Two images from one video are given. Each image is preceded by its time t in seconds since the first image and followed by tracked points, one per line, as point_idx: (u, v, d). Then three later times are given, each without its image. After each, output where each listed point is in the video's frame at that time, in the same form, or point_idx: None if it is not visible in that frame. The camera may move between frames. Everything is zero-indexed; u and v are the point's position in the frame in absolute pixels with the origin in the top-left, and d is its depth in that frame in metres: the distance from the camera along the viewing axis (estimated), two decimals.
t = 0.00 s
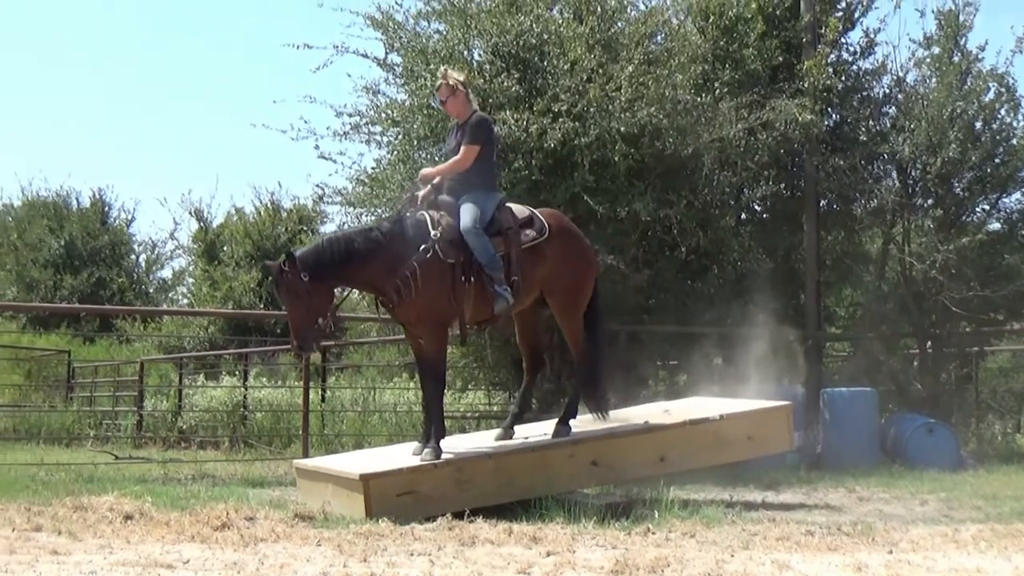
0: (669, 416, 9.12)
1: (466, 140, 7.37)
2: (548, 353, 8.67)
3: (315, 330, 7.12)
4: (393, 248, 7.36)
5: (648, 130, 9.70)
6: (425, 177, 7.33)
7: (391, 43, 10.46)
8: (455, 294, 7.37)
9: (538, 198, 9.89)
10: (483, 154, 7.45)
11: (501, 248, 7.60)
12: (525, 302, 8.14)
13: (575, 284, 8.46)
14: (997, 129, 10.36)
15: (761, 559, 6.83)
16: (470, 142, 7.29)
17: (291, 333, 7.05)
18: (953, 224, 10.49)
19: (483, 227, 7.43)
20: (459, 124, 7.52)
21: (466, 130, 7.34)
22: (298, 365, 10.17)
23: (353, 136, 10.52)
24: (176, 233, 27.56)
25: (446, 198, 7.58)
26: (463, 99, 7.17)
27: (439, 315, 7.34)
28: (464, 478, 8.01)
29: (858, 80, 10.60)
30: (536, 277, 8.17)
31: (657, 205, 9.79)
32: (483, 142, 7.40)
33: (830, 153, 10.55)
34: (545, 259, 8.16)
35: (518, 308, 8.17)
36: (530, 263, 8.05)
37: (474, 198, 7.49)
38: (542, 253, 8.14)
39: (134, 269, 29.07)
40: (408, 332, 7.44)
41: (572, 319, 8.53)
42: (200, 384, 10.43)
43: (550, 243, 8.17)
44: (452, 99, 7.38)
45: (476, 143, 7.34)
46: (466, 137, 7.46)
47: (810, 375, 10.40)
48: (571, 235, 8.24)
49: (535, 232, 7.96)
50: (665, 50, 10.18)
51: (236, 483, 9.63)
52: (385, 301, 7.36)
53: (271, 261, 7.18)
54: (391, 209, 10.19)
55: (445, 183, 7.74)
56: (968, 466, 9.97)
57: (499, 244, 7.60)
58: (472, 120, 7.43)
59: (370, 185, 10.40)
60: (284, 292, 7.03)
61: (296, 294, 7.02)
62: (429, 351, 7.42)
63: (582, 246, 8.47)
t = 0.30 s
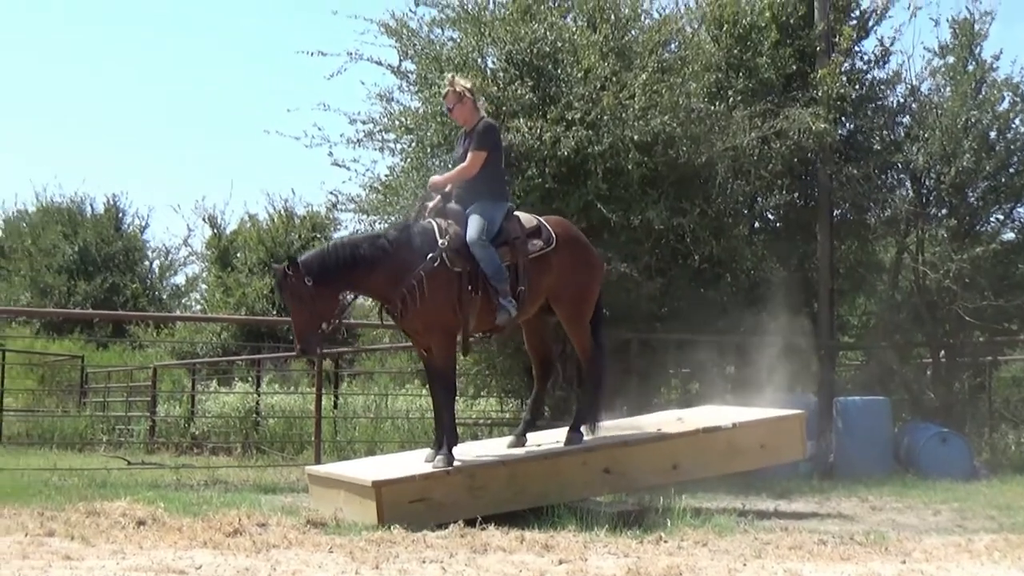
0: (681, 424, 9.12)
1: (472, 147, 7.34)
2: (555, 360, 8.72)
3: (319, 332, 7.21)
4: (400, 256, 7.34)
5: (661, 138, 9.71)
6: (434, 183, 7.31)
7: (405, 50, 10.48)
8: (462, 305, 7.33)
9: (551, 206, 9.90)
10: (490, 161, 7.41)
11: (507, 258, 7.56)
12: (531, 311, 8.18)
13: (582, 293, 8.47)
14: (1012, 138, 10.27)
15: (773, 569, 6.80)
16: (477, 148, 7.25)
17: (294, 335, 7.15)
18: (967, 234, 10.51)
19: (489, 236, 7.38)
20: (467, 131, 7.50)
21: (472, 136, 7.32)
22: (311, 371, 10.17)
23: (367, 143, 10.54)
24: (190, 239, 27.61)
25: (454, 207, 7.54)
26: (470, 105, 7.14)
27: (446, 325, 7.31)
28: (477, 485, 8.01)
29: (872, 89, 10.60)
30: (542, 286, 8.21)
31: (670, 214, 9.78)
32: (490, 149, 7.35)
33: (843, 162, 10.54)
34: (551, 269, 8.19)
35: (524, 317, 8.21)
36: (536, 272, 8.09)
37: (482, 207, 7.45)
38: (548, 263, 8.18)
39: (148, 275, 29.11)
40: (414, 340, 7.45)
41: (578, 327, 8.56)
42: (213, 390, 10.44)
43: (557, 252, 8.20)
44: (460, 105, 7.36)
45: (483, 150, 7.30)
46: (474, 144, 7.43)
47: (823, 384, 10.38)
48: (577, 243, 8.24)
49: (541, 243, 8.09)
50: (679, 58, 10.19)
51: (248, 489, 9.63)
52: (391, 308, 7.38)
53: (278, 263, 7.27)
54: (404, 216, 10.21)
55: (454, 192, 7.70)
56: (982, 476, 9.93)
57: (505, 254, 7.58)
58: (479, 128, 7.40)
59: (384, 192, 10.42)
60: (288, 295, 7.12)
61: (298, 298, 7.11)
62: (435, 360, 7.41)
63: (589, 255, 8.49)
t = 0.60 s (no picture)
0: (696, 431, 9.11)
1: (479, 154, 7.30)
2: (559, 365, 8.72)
3: (327, 346, 7.11)
4: (407, 265, 7.28)
5: (676, 144, 9.70)
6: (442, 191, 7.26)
7: (421, 56, 10.60)
8: (471, 310, 7.32)
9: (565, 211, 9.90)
10: (496, 167, 7.38)
11: (514, 264, 7.54)
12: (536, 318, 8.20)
13: (587, 299, 8.49)
14: None
15: None
16: (485, 155, 7.22)
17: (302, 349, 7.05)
18: (982, 241, 10.49)
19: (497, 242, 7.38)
20: (472, 137, 7.46)
21: (478, 144, 7.27)
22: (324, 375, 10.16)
23: (381, 149, 10.57)
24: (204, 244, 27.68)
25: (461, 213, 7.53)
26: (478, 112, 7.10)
27: (457, 330, 7.30)
28: (491, 491, 8.01)
29: (888, 96, 10.55)
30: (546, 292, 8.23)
31: (684, 220, 9.79)
32: (496, 155, 7.32)
33: (858, 169, 10.39)
34: (556, 275, 8.21)
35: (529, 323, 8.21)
36: (543, 279, 8.11)
37: (489, 213, 7.44)
38: (554, 269, 8.20)
39: (162, 279, 29.18)
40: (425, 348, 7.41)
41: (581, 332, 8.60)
42: (227, 395, 10.46)
43: (563, 258, 8.24)
44: (466, 111, 7.31)
45: (490, 157, 7.27)
46: (481, 150, 7.41)
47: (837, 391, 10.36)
48: (584, 250, 8.27)
49: (548, 248, 8.04)
50: (694, 64, 10.24)
51: (262, 494, 9.63)
52: (400, 318, 7.31)
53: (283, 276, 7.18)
54: (419, 222, 10.23)
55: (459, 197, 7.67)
56: (997, 485, 9.90)
57: (512, 260, 7.55)
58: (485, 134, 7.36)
59: (398, 198, 10.46)
60: (294, 309, 7.02)
61: (305, 312, 7.01)
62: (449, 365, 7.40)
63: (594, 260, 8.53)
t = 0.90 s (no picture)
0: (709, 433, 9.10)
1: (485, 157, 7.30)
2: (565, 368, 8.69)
3: (337, 358, 7.06)
4: (412, 272, 7.25)
5: (689, 147, 9.71)
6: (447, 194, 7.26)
7: (434, 59, 10.64)
8: (478, 312, 7.31)
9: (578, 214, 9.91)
10: (503, 170, 7.37)
11: (521, 267, 7.53)
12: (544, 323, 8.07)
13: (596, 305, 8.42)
14: None
15: None
16: (489, 158, 7.20)
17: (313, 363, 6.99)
18: (996, 245, 10.47)
19: (502, 246, 7.37)
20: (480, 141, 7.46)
21: (484, 147, 7.27)
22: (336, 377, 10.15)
23: (395, 151, 10.60)
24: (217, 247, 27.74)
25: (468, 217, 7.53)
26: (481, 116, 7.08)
27: (465, 331, 7.29)
28: (504, 493, 8.01)
29: (901, 99, 10.51)
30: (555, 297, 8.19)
31: (697, 222, 9.81)
32: (502, 157, 7.31)
33: (871, 172, 10.39)
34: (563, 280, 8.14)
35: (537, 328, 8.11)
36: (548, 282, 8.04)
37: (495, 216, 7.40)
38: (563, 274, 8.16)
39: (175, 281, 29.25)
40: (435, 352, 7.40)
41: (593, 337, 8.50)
42: (240, 397, 10.48)
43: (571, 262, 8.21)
44: (471, 114, 7.30)
45: (495, 160, 7.24)
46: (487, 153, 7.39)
47: (850, 395, 10.35)
48: (591, 253, 8.21)
49: (555, 252, 7.98)
50: (707, 67, 10.24)
51: (275, 496, 9.65)
52: (407, 325, 7.29)
53: (289, 292, 7.11)
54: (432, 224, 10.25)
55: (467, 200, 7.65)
56: (1011, 488, 9.88)
57: (518, 263, 7.54)
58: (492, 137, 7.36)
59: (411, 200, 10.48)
60: (303, 324, 6.96)
61: (315, 325, 6.95)
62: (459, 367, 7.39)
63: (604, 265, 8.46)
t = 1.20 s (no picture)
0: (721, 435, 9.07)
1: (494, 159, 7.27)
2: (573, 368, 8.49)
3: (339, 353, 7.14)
4: (419, 273, 7.28)
5: (701, 149, 9.68)
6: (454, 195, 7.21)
7: (446, 60, 10.67)
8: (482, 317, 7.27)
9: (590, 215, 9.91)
10: (511, 172, 7.32)
11: (525, 271, 7.43)
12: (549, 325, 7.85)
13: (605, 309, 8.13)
14: None
15: None
16: (498, 159, 7.17)
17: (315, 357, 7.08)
18: (1009, 246, 10.52)
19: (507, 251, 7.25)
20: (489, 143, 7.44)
21: (493, 148, 7.25)
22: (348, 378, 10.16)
23: (406, 153, 10.62)
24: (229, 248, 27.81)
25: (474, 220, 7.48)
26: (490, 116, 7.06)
27: (469, 335, 7.27)
28: (515, 494, 8.01)
29: (914, 101, 10.50)
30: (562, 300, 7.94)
31: (709, 224, 9.81)
32: (511, 160, 7.27)
33: (884, 173, 10.34)
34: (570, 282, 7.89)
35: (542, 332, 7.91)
36: (554, 285, 7.81)
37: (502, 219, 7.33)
38: (571, 277, 7.91)
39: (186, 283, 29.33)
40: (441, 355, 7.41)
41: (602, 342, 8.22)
42: (251, 398, 10.50)
43: (579, 265, 7.94)
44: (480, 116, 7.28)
45: (504, 162, 7.21)
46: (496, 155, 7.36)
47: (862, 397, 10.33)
48: (599, 255, 7.93)
49: (563, 254, 7.74)
50: (719, 69, 10.22)
51: (286, 497, 9.65)
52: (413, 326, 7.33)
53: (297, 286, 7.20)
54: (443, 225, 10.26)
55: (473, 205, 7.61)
56: None
57: (523, 267, 7.42)
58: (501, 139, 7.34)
59: (423, 201, 10.50)
60: (307, 318, 7.04)
61: (319, 320, 7.03)
62: (465, 371, 7.40)
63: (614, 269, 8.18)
